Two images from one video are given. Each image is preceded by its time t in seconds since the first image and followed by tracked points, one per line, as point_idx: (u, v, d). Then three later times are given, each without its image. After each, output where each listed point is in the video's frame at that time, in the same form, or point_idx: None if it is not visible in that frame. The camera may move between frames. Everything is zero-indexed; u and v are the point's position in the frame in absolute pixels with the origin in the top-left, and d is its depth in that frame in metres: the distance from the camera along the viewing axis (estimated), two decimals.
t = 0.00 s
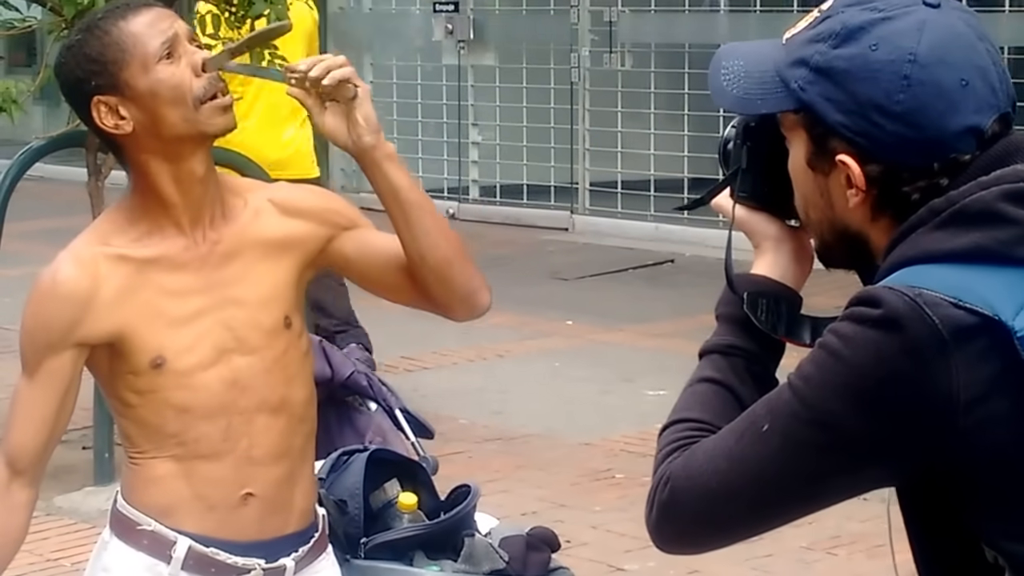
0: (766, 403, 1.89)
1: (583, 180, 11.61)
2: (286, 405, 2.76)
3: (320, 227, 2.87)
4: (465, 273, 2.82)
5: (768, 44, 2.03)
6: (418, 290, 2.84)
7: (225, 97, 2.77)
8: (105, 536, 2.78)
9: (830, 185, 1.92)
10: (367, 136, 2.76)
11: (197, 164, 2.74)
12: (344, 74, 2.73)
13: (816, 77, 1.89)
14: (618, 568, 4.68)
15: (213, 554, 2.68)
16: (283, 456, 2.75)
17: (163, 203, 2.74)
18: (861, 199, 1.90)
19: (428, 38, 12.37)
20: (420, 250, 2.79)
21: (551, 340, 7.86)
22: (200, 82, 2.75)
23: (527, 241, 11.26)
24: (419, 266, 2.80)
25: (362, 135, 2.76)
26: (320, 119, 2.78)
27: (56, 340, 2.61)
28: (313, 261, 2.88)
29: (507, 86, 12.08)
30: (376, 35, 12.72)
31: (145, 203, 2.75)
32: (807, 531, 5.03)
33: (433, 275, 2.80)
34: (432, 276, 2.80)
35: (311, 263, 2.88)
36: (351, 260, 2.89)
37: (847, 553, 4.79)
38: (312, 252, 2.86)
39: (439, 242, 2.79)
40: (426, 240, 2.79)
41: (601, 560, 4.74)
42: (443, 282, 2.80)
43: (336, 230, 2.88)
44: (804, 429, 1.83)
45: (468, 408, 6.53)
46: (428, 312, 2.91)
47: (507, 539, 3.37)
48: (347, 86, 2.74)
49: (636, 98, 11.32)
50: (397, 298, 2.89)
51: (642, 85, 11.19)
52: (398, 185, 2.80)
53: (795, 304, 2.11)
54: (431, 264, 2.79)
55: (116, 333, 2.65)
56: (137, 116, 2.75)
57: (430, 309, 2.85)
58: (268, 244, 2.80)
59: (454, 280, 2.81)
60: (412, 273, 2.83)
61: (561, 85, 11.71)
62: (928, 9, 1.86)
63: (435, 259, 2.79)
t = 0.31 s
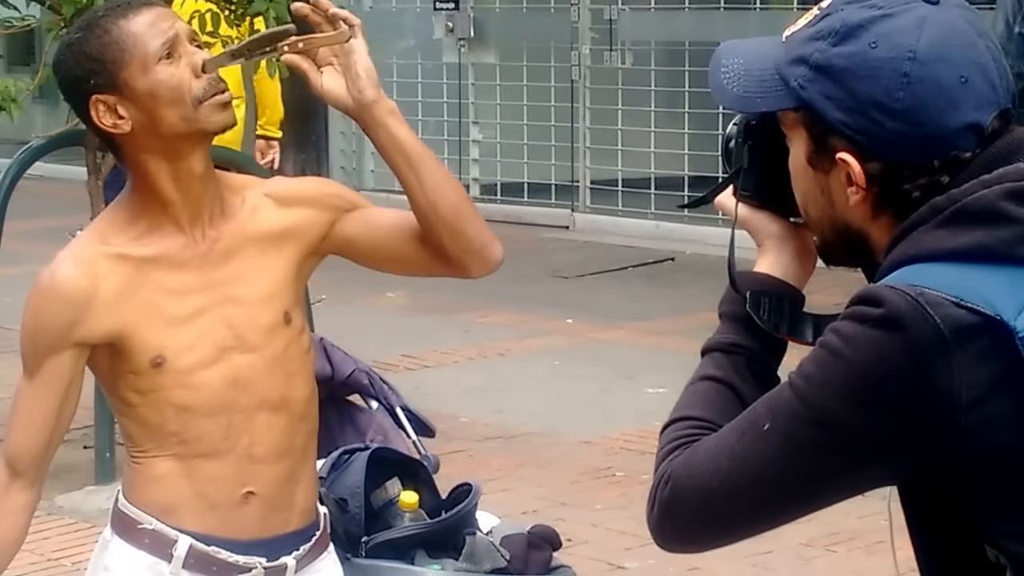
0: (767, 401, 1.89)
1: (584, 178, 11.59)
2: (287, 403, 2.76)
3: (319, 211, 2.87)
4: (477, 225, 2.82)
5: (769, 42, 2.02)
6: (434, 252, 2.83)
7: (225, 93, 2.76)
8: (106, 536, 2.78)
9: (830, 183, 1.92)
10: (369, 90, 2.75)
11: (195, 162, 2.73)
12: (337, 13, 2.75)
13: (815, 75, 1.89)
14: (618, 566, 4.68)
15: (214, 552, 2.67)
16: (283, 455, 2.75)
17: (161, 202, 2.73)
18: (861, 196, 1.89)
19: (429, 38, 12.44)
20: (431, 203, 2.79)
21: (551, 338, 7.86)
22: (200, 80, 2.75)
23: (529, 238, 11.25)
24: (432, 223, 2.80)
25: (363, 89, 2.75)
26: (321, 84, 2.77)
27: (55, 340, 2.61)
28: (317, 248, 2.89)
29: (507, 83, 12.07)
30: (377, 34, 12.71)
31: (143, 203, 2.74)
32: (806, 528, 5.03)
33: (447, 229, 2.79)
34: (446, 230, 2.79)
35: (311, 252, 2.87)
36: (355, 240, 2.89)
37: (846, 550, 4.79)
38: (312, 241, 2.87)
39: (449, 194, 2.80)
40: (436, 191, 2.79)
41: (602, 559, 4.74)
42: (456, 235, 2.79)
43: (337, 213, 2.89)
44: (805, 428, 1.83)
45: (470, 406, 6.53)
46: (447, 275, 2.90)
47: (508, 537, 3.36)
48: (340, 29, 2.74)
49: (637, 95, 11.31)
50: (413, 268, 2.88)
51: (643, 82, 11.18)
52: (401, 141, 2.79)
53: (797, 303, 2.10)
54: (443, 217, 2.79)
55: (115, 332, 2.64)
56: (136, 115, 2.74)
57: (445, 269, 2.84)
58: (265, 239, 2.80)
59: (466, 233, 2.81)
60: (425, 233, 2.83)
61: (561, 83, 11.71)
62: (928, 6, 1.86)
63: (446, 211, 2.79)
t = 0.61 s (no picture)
0: (766, 400, 1.86)
1: (585, 177, 11.58)
2: (286, 401, 2.76)
3: (313, 206, 2.87)
4: (470, 207, 2.81)
5: (768, 41, 1.97)
6: (429, 240, 2.83)
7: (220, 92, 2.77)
8: (106, 535, 2.79)
9: (830, 183, 1.88)
10: (350, 81, 2.77)
11: (191, 161, 2.75)
12: (311, 7, 2.77)
13: (815, 74, 1.84)
14: (619, 564, 4.69)
15: (214, 551, 2.68)
16: (283, 453, 2.75)
17: (159, 203, 2.74)
18: (862, 195, 1.85)
19: (430, 36, 12.41)
20: (420, 185, 2.79)
21: (552, 337, 7.86)
22: (194, 80, 2.75)
23: (531, 238, 11.26)
24: (424, 208, 2.79)
25: (345, 80, 2.77)
26: (304, 78, 2.78)
27: (55, 340, 2.62)
28: (314, 241, 2.89)
29: (508, 83, 12.09)
30: (378, 33, 12.72)
31: (141, 203, 2.75)
32: (807, 527, 5.04)
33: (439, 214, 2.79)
34: (437, 215, 2.79)
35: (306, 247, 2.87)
36: (350, 233, 2.88)
37: (847, 549, 4.79)
38: (309, 235, 2.87)
39: (439, 178, 2.80)
40: (426, 176, 2.79)
41: (604, 557, 4.75)
42: (449, 220, 2.79)
43: (332, 206, 2.89)
44: (804, 428, 1.80)
45: (471, 405, 6.54)
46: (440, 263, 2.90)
47: (509, 536, 3.33)
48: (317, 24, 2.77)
49: (638, 94, 11.32)
50: (406, 256, 2.87)
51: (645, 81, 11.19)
52: (386, 127, 2.79)
53: (799, 300, 2.03)
54: (433, 202, 2.79)
55: (113, 332, 2.65)
56: (131, 116, 2.75)
57: (440, 255, 2.83)
58: (261, 236, 2.81)
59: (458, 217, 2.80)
60: (420, 221, 2.82)
61: (561, 82, 11.73)
62: (926, 6, 1.83)
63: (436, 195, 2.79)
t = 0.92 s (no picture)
0: (766, 399, 1.86)
1: (585, 176, 11.58)
2: (285, 399, 2.76)
3: (309, 202, 2.87)
4: (463, 197, 2.81)
5: (766, 41, 1.97)
6: (425, 232, 2.83)
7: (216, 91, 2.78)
8: (106, 535, 2.79)
9: (830, 182, 1.88)
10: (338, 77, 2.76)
11: (188, 160, 2.75)
12: (296, 4, 2.77)
13: (815, 73, 1.84)
14: (619, 564, 4.70)
15: (214, 549, 2.68)
16: (283, 450, 2.75)
17: (157, 202, 2.74)
18: (862, 195, 1.86)
19: (430, 36, 12.39)
20: (413, 177, 2.78)
21: (552, 337, 7.86)
22: (191, 79, 2.76)
23: (531, 237, 11.25)
24: (417, 200, 2.79)
25: (334, 75, 2.76)
26: (294, 74, 2.79)
27: (54, 341, 2.62)
28: (312, 237, 2.89)
29: (508, 83, 12.10)
30: (378, 33, 12.73)
31: (140, 203, 2.76)
32: (807, 526, 5.04)
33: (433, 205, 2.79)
34: (431, 207, 2.79)
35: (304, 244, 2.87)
36: (347, 227, 2.88)
37: (848, 548, 4.79)
38: (307, 232, 2.87)
39: (432, 168, 2.79)
40: (418, 167, 2.79)
41: (604, 556, 4.75)
42: (443, 211, 2.79)
43: (329, 203, 2.89)
44: (805, 428, 1.80)
45: (471, 404, 6.54)
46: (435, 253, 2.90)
47: (509, 536, 3.33)
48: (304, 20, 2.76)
49: (639, 93, 11.33)
50: (400, 248, 2.87)
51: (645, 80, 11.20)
52: (377, 121, 2.79)
53: (799, 300, 2.03)
54: (427, 193, 2.78)
55: (113, 332, 2.65)
56: (128, 116, 2.76)
57: (436, 247, 2.83)
58: (258, 235, 2.81)
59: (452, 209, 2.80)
60: (415, 214, 2.82)
61: (562, 82, 11.75)
62: (926, 4, 1.83)
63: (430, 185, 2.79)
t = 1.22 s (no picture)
0: (765, 398, 1.86)
1: (586, 176, 11.58)
2: (285, 397, 2.76)
3: (308, 200, 2.87)
4: (457, 191, 2.80)
5: (765, 41, 1.97)
6: (420, 227, 2.82)
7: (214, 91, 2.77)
8: (106, 534, 2.79)
9: (830, 181, 1.88)
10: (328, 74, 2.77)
11: (186, 159, 2.75)
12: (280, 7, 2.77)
13: (815, 72, 1.84)
14: (620, 563, 4.70)
15: (214, 548, 2.68)
16: (283, 448, 2.75)
17: (155, 201, 2.75)
18: (862, 194, 1.85)
19: (431, 36, 12.31)
20: (406, 172, 2.78)
21: (553, 336, 7.86)
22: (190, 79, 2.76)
23: (533, 237, 11.25)
24: (411, 195, 2.79)
25: (323, 74, 2.77)
26: (282, 73, 2.80)
27: (54, 340, 2.62)
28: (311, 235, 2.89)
29: (510, 82, 12.10)
30: (379, 31, 12.62)
31: (139, 203, 2.76)
32: (808, 527, 5.04)
33: (427, 199, 2.78)
34: (425, 200, 2.78)
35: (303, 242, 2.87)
36: (345, 224, 2.88)
37: (849, 548, 4.79)
38: (306, 230, 2.87)
39: (425, 163, 2.79)
40: (411, 162, 2.79)
41: (606, 556, 4.75)
42: (438, 205, 2.79)
43: (326, 200, 2.89)
44: (804, 427, 1.80)
45: (472, 403, 6.54)
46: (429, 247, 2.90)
47: (510, 534, 3.33)
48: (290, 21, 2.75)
49: (640, 93, 11.34)
50: (396, 245, 2.87)
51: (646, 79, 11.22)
52: (368, 117, 2.79)
53: (799, 299, 2.02)
54: (420, 187, 2.78)
55: (112, 332, 2.66)
56: (126, 115, 2.76)
57: (433, 242, 2.83)
58: (257, 233, 2.81)
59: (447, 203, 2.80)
60: (410, 209, 2.82)
61: (563, 82, 11.75)
62: (927, 4, 1.83)
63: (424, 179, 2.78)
